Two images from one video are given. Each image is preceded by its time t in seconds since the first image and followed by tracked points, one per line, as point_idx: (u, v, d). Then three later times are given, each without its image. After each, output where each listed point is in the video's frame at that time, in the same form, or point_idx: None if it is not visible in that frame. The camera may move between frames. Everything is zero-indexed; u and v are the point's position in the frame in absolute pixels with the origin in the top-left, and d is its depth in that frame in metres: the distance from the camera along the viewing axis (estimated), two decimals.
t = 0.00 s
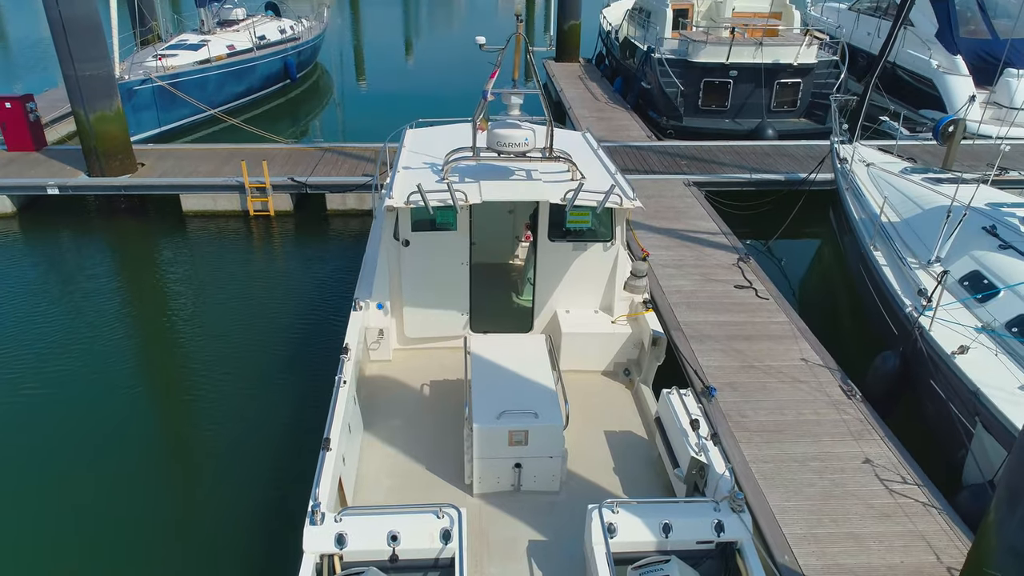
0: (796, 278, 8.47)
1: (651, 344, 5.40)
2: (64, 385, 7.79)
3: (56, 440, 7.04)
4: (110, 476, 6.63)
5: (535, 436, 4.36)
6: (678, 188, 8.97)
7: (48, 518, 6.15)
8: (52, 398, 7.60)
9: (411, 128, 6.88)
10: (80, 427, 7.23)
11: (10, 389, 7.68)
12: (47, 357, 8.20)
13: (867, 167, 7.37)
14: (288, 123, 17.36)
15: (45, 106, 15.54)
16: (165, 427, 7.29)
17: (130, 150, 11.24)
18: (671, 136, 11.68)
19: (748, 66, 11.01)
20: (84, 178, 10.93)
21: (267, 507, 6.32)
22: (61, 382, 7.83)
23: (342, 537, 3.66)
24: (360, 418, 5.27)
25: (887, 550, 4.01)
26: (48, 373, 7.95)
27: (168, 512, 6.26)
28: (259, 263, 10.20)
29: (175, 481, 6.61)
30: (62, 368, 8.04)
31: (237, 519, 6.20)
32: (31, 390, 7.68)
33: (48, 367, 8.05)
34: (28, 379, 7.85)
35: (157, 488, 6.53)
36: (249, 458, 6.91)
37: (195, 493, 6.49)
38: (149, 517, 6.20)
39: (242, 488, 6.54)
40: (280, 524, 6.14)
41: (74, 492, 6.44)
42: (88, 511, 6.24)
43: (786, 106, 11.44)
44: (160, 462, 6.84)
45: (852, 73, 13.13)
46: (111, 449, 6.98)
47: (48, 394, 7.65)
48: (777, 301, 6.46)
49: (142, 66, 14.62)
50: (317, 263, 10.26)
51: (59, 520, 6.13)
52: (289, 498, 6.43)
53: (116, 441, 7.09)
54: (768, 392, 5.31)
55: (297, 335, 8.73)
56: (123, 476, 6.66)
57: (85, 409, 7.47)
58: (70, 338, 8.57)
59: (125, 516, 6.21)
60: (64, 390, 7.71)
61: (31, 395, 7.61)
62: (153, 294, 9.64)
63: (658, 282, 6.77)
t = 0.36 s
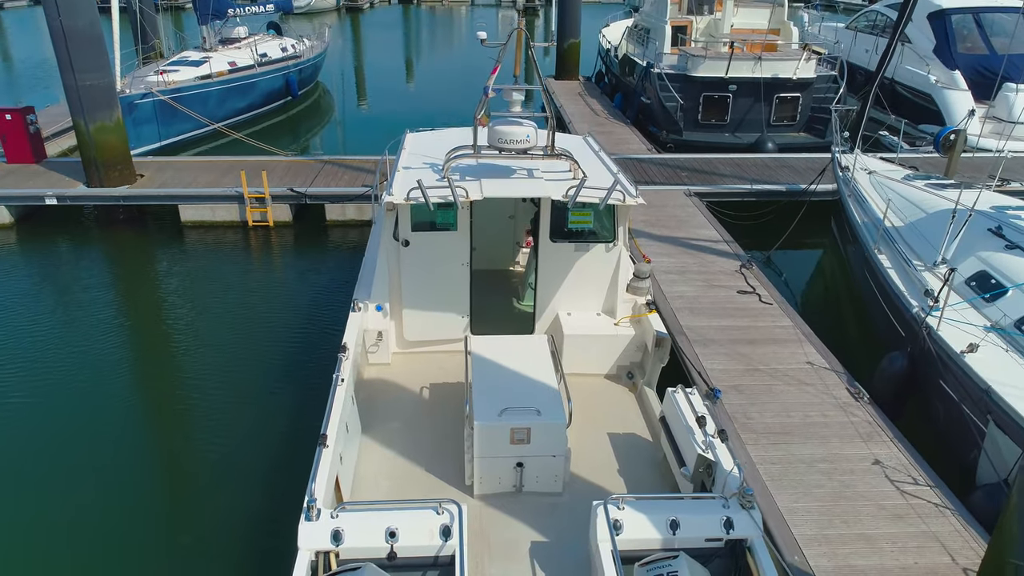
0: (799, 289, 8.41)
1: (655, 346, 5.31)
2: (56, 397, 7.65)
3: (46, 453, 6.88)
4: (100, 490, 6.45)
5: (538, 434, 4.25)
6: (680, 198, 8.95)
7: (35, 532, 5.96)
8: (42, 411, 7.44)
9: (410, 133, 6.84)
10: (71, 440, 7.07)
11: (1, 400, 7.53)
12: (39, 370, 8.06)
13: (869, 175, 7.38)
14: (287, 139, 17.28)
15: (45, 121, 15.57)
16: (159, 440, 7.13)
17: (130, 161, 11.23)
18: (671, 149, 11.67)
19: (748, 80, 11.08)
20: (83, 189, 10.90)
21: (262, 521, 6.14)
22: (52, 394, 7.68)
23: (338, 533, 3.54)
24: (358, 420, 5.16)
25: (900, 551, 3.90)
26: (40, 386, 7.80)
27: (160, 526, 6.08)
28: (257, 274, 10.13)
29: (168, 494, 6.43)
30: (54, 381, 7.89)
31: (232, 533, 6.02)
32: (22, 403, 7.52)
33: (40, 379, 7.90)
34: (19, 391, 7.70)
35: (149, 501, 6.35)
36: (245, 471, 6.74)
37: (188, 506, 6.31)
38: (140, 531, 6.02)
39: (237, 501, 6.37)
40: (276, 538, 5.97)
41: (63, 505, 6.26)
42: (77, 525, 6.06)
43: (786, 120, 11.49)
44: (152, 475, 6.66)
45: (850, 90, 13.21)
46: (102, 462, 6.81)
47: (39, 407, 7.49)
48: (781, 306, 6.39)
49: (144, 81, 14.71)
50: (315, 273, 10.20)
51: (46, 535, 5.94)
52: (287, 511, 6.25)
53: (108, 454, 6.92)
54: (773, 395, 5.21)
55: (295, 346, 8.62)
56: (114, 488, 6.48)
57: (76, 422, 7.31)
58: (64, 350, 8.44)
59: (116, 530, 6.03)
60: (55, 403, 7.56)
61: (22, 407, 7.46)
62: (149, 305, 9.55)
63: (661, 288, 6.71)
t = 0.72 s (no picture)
0: (800, 303, 8.39)
1: (657, 351, 5.25)
2: (49, 410, 7.52)
3: (38, 468, 6.73)
4: (92, 504, 6.31)
5: (539, 436, 4.17)
6: (680, 211, 8.96)
7: (23, 550, 5.79)
8: (34, 424, 7.30)
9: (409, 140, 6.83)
10: (64, 454, 6.93)
11: None
12: (32, 383, 7.94)
13: (869, 186, 7.40)
14: (288, 156, 17.37)
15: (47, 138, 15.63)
16: (154, 454, 7.00)
17: (129, 174, 11.25)
18: (670, 165, 11.77)
19: (746, 97, 11.17)
20: (82, 202, 10.89)
21: (257, 535, 6.01)
22: (45, 408, 7.55)
23: (334, 533, 3.45)
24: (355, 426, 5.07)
25: (910, 555, 3.80)
26: (31, 400, 7.66)
27: (154, 541, 5.94)
28: (256, 287, 10.09)
29: (162, 509, 6.30)
30: (48, 395, 7.77)
31: (227, 547, 5.88)
32: (14, 417, 7.38)
33: (32, 393, 7.77)
34: (11, 405, 7.56)
35: (142, 515, 6.21)
36: (239, 485, 6.61)
37: (182, 520, 6.18)
38: (133, 545, 5.88)
39: (230, 515, 6.24)
40: (272, 553, 5.83)
41: (54, 520, 6.11)
42: (67, 541, 5.89)
43: (785, 136, 11.57)
44: (147, 489, 6.53)
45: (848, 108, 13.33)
46: (95, 476, 6.67)
47: (30, 420, 7.35)
48: (784, 315, 6.34)
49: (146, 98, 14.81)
50: (314, 286, 10.16)
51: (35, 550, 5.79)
52: (282, 524, 6.13)
53: (101, 468, 6.78)
54: (777, 401, 5.15)
55: (293, 359, 8.54)
56: (107, 503, 6.34)
57: (69, 435, 7.17)
58: (58, 364, 8.32)
59: (107, 545, 5.88)
60: (49, 416, 7.43)
61: (12, 421, 7.31)
62: (147, 318, 9.49)
63: (662, 296, 6.67)
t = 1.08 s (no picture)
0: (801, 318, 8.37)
1: (661, 359, 5.21)
2: (44, 428, 7.40)
3: (31, 485, 6.61)
4: (85, 523, 6.16)
5: (541, 442, 4.10)
6: (681, 226, 8.98)
7: (15, 568, 5.65)
8: (28, 442, 7.17)
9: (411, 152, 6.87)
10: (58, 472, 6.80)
11: None
12: (26, 401, 7.82)
13: (871, 200, 7.44)
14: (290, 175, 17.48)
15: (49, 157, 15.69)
16: (149, 472, 6.88)
17: (130, 190, 11.28)
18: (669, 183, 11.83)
19: (745, 115, 11.28)
20: (82, 218, 10.90)
21: (255, 554, 5.87)
22: (38, 426, 7.43)
23: (333, 537, 3.37)
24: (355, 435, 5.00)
25: (921, 563, 3.72)
26: (25, 417, 7.55)
27: (149, 561, 5.79)
28: (255, 302, 10.05)
29: (157, 527, 6.16)
30: (43, 412, 7.66)
31: (223, 566, 5.74)
32: (7, 433, 7.27)
33: (26, 411, 7.65)
34: (4, 423, 7.44)
35: (136, 534, 6.07)
36: (237, 502, 6.49)
37: (178, 539, 6.04)
38: (127, 565, 5.74)
39: (227, 533, 6.11)
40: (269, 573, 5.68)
41: (45, 539, 5.96)
42: (59, 560, 5.75)
43: (785, 154, 11.66)
44: (142, 508, 6.40)
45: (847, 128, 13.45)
46: (88, 494, 6.54)
47: (23, 438, 7.23)
48: (786, 326, 6.31)
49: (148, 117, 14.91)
50: (314, 301, 10.12)
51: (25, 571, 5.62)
52: (280, 543, 5.99)
53: (95, 486, 6.65)
54: (783, 410, 5.09)
55: (292, 374, 8.48)
56: (101, 519, 6.22)
57: (63, 454, 7.05)
58: (54, 381, 8.22)
59: (101, 565, 5.73)
60: (43, 434, 7.31)
61: (5, 439, 7.18)
62: (145, 333, 9.43)
63: (665, 308, 6.64)
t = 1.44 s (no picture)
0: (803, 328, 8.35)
1: (663, 363, 5.17)
2: (39, 439, 7.31)
3: (25, 496, 6.52)
4: (80, 534, 6.06)
5: (543, 443, 4.05)
6: (682, 237, 8.99)
7: None
8: (22, 454, 7.08)
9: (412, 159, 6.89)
10: (51, 484, 6.69)
11: None
12: (22, 411, 7.75)
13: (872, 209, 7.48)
14: (291, 188, 17.57)
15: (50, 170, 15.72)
16: (145, 484, 6.78)
17: (130, 200, 11.30)
18: (669, 195, 11.91)
19: (744, 129, 11.38)
20: (82, 229, 10.89)
21: (252, 565, 5.76)
22: (33, 437, 7.33)
23: (332, 536, 3.32)
24: (354, 439, 4.94)
25: (930, 566, 3.66)
26: (20, 428, 7.46)
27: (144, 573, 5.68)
28: (254, 313, 10.02)
29: (152, 539, 6.05)
30: (38, 423, 7.57)
31: None
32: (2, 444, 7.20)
33: (21, 421, 7.57)
34: None
35: (132, 546, 5.97)
36: (234, 513, 6.38)
37: (174, 550, 5.94)
38: None
39: (224, 544, 6.01)
40: None
41: (39, 552, 5.85)
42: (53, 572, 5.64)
43: (784, 167, 11.76)
44: (137, 519, 6.29)
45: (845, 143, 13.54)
46: (83, 506, 6.43)
47: (18, 449, 7.13)
48: (789, 333, 6.28)
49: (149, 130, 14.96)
50: (313, 311, 10.09)
51: None
52: (277, 554, 5.89)
53: (89, 497, 6.55)
54: (786, 414, 5.05)
55: (291, 383, 8.43)
56: (96, 529, 6.13)
57: (57, 465, 6.94)
58: (50, 392, 8.13)
59: None
60: (38, 445, 7.22)
61: None
62: (143, 344, 9.38)
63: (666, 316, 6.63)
